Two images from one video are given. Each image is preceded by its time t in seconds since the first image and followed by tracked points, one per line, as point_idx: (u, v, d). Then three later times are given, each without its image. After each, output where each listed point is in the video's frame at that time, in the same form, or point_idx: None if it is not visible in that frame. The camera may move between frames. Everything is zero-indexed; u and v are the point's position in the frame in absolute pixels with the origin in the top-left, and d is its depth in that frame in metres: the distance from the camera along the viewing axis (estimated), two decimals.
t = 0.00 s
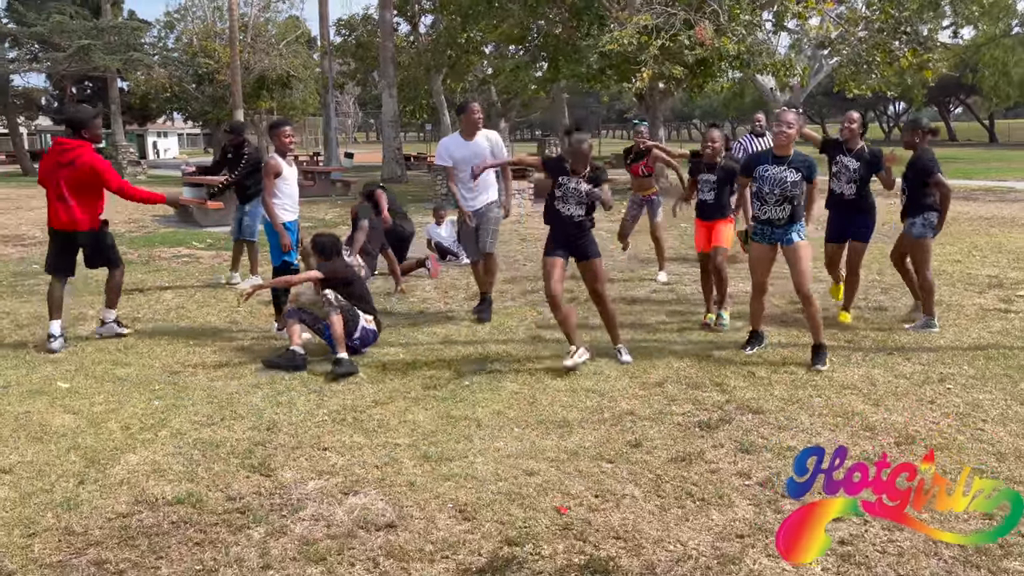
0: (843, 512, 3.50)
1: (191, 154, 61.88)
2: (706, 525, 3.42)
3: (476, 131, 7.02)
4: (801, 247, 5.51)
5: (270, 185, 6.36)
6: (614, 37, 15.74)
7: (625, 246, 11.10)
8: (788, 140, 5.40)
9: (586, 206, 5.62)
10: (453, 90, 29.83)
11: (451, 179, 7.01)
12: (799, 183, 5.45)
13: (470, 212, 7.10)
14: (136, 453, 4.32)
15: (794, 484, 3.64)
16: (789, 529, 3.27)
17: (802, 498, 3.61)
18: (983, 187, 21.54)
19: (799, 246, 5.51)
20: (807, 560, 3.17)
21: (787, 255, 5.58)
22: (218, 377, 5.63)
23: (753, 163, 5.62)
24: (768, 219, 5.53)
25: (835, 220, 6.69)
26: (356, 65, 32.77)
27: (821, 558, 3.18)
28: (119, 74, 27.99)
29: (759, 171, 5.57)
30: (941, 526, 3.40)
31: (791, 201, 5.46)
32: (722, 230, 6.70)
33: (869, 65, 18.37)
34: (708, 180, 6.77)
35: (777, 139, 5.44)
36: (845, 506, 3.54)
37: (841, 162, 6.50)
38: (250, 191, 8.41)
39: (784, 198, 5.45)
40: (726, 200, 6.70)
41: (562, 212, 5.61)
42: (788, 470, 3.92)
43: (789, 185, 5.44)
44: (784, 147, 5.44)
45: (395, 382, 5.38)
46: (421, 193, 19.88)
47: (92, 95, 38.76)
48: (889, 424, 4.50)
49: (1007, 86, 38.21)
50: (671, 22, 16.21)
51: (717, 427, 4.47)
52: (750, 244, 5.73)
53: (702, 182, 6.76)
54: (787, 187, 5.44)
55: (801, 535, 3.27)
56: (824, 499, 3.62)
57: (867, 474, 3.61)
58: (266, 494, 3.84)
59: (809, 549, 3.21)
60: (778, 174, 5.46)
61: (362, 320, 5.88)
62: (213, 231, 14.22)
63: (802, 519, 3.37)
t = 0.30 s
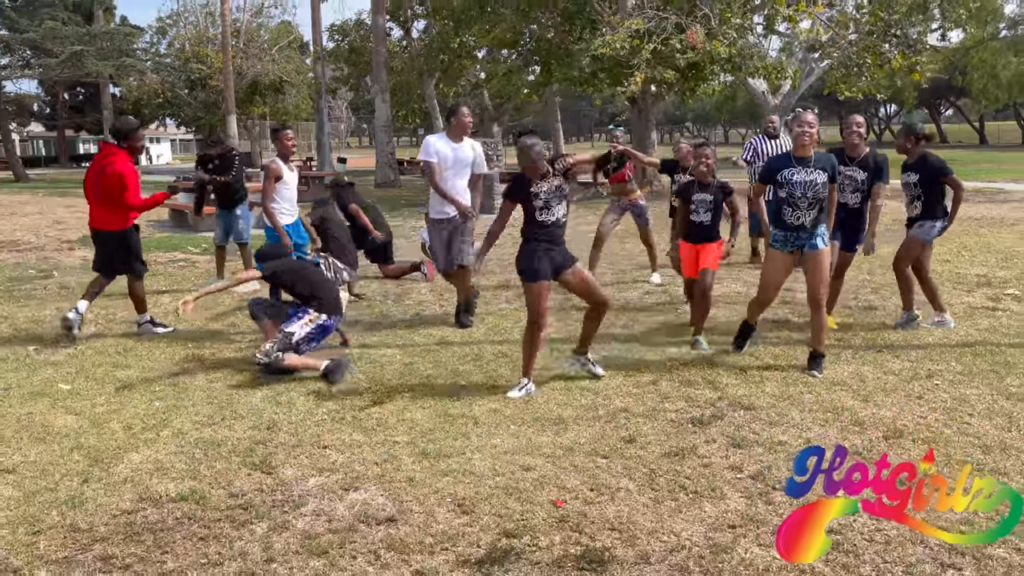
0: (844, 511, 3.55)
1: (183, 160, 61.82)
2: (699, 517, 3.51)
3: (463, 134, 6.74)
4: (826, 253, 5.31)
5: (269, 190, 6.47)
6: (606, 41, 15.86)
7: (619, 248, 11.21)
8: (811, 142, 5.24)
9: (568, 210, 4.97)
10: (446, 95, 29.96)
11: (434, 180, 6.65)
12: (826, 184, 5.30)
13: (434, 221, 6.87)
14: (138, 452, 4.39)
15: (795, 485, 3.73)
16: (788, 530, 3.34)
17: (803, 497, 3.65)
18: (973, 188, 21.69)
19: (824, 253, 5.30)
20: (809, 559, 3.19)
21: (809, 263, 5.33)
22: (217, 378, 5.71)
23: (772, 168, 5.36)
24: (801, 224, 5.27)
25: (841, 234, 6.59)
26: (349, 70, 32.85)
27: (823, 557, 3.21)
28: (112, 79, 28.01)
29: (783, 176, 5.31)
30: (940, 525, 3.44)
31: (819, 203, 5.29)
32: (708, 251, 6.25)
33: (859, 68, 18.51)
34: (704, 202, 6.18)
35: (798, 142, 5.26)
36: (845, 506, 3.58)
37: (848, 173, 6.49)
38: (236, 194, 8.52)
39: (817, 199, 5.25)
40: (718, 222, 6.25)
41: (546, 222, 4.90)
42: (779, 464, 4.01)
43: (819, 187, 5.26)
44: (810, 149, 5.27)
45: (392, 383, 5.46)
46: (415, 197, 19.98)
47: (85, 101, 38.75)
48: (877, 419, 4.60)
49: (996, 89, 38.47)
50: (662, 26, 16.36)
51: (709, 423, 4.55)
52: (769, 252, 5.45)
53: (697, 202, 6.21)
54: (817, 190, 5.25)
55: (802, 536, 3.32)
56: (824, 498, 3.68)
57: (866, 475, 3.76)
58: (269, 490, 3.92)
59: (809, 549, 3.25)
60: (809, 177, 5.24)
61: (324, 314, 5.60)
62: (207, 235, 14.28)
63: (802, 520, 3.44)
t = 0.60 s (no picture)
0: (844, 512, 3.60)
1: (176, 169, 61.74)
2: (689, 519, 3.56)
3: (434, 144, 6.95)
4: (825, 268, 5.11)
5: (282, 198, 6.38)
6: (598, 51, 15.97)
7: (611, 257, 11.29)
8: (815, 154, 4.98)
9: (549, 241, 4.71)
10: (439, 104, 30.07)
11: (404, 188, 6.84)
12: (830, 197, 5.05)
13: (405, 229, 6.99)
14: (135, 458, 4.43)
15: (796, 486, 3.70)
16: (786, 533, 3.39)
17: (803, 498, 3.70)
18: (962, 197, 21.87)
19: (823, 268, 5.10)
20: (806, 561, 3.25)
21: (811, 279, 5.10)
22: (213, 385, 5.75)
23: (774, 179, 5.08)
24: (804, 238, 5.02)
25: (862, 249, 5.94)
26: (342, 79, 32.93)
27: (820, 559, 3.26)
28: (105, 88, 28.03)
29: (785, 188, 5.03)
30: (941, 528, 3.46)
31: (822, 217, 5.04)
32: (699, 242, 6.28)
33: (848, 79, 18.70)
34: (688, 185, 6.16)
35: (799, 154, 4.98)
36: (846, 507, 3.63)
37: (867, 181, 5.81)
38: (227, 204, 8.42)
39: (822, 213, 5.00)
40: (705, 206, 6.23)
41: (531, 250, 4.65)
42: (768, 467, 4.08)
43: (824, 200, 5.00)
44: (814, 161, 4.99)
45: (386, 389, 5.51)
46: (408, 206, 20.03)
47: (77, 109, 38.72)
48: (864, 424, 4.67)
49: (985, 99, 38.79)
50: (654, 36, 16.52)
51: (699, 428, 4.62)
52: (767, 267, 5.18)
53: (682, 185, 6.18)
54: (822, 202, 5.00)
55: (802, 536, 3.37)
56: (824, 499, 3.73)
57: (866, 475, 3.80)
58: (264, 495, 3.96)
59: (809, 549, 3.30)
60: (813, 189, 4.99)
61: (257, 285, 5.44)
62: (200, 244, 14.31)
63: (801, 520, 3.49)
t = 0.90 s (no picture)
0: (844, 513, 3.69)
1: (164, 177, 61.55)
2: (678, 525, 3.59)
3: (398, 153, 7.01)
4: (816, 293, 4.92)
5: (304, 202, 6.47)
6: (588, 62, 16.03)
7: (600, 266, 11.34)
8: (804, 164, 4.77)
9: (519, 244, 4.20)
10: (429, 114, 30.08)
11: (373, 193, 6.74)
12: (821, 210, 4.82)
13: (370, 236, 6.82)
14: (124, 465, 4.42)
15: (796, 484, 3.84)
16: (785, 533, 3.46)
17: (805, 498, 3.79)
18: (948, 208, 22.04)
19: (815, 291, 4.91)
20: (807, 560, 3.32)
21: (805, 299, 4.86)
22: (202, 392, 5.74)
23: (762, 193, 4.89)
24: (793, 253, 4.80)
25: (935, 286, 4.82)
26: (332, 88, 32.91)
27: (820, 558, 3.33)
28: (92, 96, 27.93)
29: (776, 201, 4.81)
30: (939, 527, 3.56)
31: (813, 230, 4.83)
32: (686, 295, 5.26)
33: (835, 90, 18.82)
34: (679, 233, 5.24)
35: (790, 167, 4.78)
36: (846, 508, 3.72)
37: (912, 213, 4.84)
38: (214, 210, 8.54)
39: (814, 227, 4.78)
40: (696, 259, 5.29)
41: (493, 254, 4.20)
42: (756, 474, 4.11)
43: (815, 213, 4.78)
44: (804, 172, 4.79)
45: (376, 396, 5.52)
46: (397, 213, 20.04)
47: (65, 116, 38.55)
48: (852, 431, 4.71)
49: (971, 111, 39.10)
50: (643, 48, 16.55)
51: (688, 435, 4.65)
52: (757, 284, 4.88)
53: (670, 235, 5.25)
54: (812, 217, 4.79)
55: (802, 537, 3.45)
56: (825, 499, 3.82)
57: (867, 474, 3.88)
58: (254, 501, 3.96)
59: (809, 549, 3.37)
60: (803, 202, 4.77)
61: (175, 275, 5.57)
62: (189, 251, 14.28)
63: (802, 520, 3.57)
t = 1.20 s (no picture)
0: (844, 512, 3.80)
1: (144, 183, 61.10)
2: (659, 532, 3.61)
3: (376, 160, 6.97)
4: (810, 295, 4.75)
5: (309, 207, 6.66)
6: (570, 71, 16.11)
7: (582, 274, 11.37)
8: (794, 173, 4.75)
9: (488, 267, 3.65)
10: (411, 122, 30.03)
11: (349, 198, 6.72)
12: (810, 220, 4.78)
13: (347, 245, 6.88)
14: (103, 472, 4.39)
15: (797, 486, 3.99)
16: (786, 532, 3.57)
17: (807, 499, 3.90)
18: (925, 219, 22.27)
19: (807, 295, 4.74)
20: (808, 559, 3.41)
21: (791, 307, 4.75)
22: (182, 398, 5.70)
23: (748, 200, 4.89)
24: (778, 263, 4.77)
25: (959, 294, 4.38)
26: (314, 95, 32.80)
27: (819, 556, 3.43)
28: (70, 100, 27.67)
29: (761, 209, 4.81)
30: (939, 526, 3.66)
31: (801, 240, 4.77)
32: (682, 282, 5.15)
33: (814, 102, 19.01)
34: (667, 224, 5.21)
35: (782, 175, 4.77)
36: (846, 508, 3.84)
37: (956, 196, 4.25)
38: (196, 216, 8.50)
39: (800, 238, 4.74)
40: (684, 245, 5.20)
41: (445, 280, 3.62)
42: (737, 481, 4.15)
43: (802, 223, 4.74)
44: (793, 181, 4.76)
45: (358, 403, 5.51)
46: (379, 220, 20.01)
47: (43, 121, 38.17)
48: (832, 439, 4.76)
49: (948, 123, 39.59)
50: (625, 57, 16.64)
51: (670, 442, 4.69)
52: (744, 297, 4.89)
53: (657, 225, 5.23)
54: (798, 227, 4.75)
55: (802, 536, 3.55)
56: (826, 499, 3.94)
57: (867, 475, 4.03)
58: (235, 509, 3.94)
59: (809, 549, 3.47)
60: (789, 211, 4.74)
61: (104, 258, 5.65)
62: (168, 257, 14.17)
63: (803, 520, 3.68)
